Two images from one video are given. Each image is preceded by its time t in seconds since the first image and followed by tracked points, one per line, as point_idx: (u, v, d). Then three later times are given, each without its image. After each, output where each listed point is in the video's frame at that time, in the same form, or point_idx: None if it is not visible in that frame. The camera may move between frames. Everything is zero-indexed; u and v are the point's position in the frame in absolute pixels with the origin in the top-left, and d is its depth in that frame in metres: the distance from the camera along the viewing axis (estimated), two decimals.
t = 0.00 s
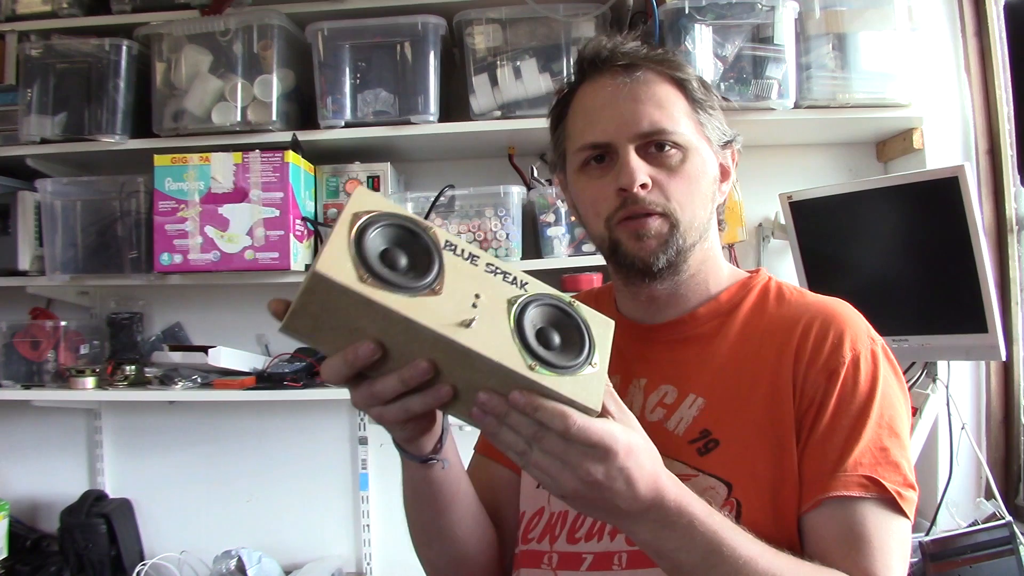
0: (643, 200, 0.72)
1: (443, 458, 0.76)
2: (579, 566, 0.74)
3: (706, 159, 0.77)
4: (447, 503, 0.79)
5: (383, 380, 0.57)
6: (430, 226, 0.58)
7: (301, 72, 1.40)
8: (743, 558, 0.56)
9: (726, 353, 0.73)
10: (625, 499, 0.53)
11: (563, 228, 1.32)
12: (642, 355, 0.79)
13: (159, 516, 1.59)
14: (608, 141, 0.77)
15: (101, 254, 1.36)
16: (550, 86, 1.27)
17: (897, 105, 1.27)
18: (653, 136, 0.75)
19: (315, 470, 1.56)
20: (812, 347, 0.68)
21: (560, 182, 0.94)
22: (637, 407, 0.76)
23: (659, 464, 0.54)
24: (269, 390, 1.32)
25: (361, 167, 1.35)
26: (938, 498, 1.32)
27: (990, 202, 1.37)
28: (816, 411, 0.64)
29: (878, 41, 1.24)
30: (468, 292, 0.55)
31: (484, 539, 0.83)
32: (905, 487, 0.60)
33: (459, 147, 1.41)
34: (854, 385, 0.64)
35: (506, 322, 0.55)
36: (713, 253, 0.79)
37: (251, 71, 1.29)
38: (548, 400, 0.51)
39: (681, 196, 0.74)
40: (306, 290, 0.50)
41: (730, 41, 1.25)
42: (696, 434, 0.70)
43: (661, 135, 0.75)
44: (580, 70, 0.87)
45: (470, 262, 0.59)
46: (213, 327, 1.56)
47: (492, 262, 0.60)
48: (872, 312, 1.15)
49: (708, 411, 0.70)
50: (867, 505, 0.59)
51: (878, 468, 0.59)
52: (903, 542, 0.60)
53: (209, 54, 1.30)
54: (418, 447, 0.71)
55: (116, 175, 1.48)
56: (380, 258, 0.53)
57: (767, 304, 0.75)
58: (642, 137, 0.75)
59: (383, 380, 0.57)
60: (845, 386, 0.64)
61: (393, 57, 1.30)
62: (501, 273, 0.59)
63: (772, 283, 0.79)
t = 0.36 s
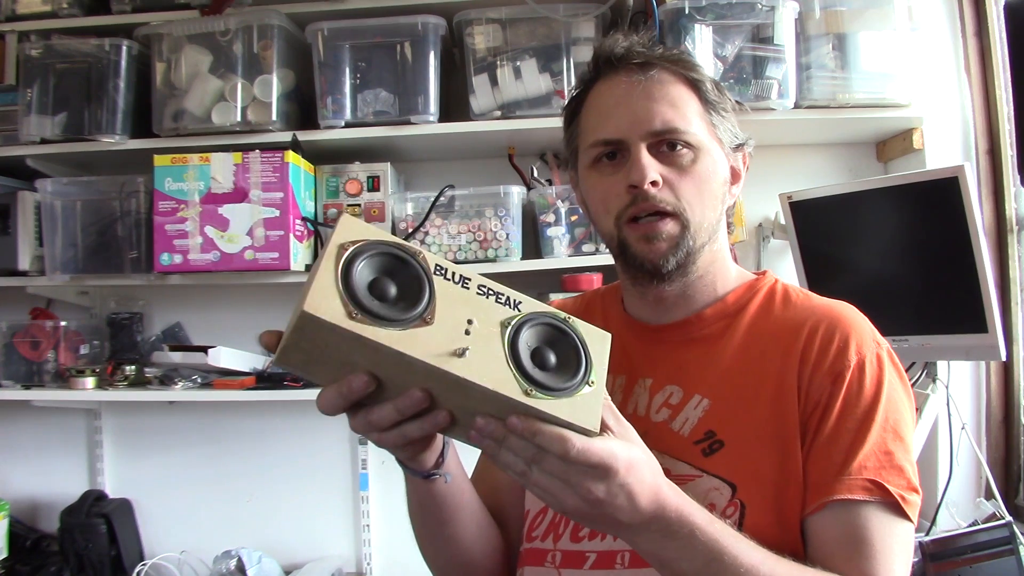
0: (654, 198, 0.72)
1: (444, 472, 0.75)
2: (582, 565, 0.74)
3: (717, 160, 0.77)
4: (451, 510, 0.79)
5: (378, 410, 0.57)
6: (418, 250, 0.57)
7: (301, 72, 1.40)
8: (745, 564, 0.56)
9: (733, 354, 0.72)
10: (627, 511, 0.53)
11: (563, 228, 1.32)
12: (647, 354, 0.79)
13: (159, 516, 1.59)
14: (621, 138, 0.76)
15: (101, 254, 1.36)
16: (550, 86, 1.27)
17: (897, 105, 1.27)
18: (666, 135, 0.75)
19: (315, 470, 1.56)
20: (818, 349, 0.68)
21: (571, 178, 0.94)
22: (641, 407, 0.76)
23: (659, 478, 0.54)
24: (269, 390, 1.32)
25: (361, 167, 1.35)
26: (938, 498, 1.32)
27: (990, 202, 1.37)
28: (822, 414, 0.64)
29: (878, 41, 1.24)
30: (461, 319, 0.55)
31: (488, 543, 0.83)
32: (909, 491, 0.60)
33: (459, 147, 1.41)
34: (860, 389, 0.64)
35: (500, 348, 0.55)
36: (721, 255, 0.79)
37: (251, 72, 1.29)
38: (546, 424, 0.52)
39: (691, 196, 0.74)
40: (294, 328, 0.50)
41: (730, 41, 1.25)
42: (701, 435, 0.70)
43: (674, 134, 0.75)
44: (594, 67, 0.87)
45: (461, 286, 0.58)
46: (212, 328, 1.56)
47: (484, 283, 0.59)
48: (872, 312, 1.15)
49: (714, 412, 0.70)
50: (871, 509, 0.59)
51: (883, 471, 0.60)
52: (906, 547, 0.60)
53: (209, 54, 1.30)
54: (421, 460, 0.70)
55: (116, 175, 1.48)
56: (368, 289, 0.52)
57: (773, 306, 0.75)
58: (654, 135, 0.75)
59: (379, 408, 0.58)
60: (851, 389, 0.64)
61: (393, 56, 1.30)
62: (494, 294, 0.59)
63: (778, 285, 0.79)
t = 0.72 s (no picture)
0: (658, 200, 0.73)
1: (445, 469, 0.75)
2: (583, 562, 0.74)
3: (721, 162, 0.77)
4: (450, 507, 0.79)
5: (379, 404, 0.57)
6: (422, 245, 0.57)
7: (301, 71, 1.40)
8: (746, 562, 0.56)
9: (736, 354, 0.72)
10: (627, 508, 0.53)
11: (563, 228, 1.32)
12: (650, 353, 0.79)
13: (159, 516, 1.59)
14: (625, 139, 0.76)
15: (101, 254, 1.36)
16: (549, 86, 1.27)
17: (897, 105, 1.27)
18: (669, 136, 0.75)
19: (315, 470, 1.56)
20: (821, 349, 0.68)
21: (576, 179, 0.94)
22: (643, 406, 0.76)
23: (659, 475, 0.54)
24: (269, 390, 1.32)
25: (361, 167, 1.35)
26: (938, 498, 1.32)
27: (990, 202, 1.37)
28: (824, 413, 0.64)
29: (877, 41, 1.24)
30: (462, 314, 0.55)
31: (488, 540, 0.83)
32: (911, 491, 0.60)
33: (458, 147, 1.41)
34: (862, 389, 0.64)
35: (501, 343, 0.55)
36: (725, 255, 0.78)
37: (251, 71, 1.29)
38: (546, 419, 0.52)
39: (695, 198, 0.74)
40: (298, 320, 0.50)
41: (730, 41, 1.25)
42: (703, 433, 0.70)
43: (678, 135, 0.75)
44: (599, 69, 0.86)
45: (463, 281, 0.58)
46: (212, 328, 1.56)
47: (486, 279, 0.59)
48: (872, 312, 1.15)
49: (716, 411, 0.70)
50: (873, 508, 0.59)
51: (884, 471, 0.60)
52: (908, 547, 0.60)
53: (209, 54, 1.30)
54: (420, 457, 0.70)
55: (116, 175, 1.48)
56: (371, 283, 0.52)
57: (776, 307, 0.75)
58: (658, 137, 0.75)
59: (379, 403, 0.58)
60: (853, 389, 0.64)
61: (393, 56, 1.30)
62: (496, 290, 0.59)
63: (781, 286, 0.79)
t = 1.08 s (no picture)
0: (639, 205, 0.74)
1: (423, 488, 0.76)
2: (582, 560, 0.74)
3: (719, 171, 0.75)
4: (432, 524, 0.78)
5: (365, 417, 0.58)
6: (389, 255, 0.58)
7: (301, 72, 1.40)
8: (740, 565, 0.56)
9: (737, 353, 0.72)
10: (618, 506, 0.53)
11: (563, 228, 1.32)
12: (650, 351, 0.78)
13: (159, 516, 1.59)
14: (620, 140, 0.77)
15: (101, 254, 1.36)
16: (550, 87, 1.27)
17: (897, 105, 1.27)
18: (658, 143, 0.74)
19: (315, 470, 1.56)
20: (822, 350, 0.68)
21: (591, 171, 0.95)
22: (643, 403, 0.75)
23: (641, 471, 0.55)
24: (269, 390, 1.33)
25: (361, 167, 1.35)
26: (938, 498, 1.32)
27: (989, 202, 1.37)
28: (825, 414, 0.65)
29: (877, 41, 1.24)
30: (441, 314, 0.55)
31: (475, 553, 0.83)
32: (910, 492, 0.61)
33: (459, 147, 1.41)
34: (863, 389, 0.64)
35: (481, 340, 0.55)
36: (721, 260, 0.78)
37: (251, 71, 1.29)
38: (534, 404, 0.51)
39: (680, 207, 0.74)
40: (286, 330, 0.48)
41: (730, 41, 1.25)
42: (703, 432, 0.70)
43: (669, 140, 0.74)
44: (615, 63, 0.86)
45: (432, 286, 0.59)
46: (212, 328, 1.56)
47: (452, 283, 0.60)
48: (873, 312, 1.15)
49: (717, 409, 0.70)
50: (872, 509, 0.60)
51: (884, 472, 0.60)
52: (905, 547, 0.60)
53: (209, 54, 1.30)
54: (398, 476, 0.71)
55: (116, 175, 1.48)
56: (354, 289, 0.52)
57: (777, 307, 0.75)
58: (650, 141, 0.75)
59: (366, 414, 0.58)
60: (854, 390, 0.64)
61: (393, 56, 1.30)
62: (463, 295, 0.60)
63: (782, 286, 0.79)
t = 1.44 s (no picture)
0: (641, 207, 0.74)
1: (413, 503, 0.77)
2: (582, 562, 0.74)
3: (725, 177, 0.75)
4: (428, 541, 0.79)
5: (356, 442, 0.57)
6: (356, 283, 0.62)
7: (301, 72, 1.40)
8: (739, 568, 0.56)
9: (739, 356, 0.72)
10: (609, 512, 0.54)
11: (563, 228, 1.32)
12: (652, 353, 0.78)
13: (159, 516, 1.59)
14: (628, 140, 0.77)
15: (101, 254, 1.36)
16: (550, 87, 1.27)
17: (897, 105, 1.27)
18: (665, 146, 0.74)
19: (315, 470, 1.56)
20: (825, 353, 0.68)
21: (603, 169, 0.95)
22: (644, 405, 0.75)
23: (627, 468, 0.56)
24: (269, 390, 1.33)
25: (361, 167, 1.35)
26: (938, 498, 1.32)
27: (989, 203, 1.37)
28: (826, 417, 0.65)
29: (878, 41, 1.24)
30: (415, 331, 0.58)
31: (473, 561, 0.83)
32: (910, 497, 0.61)
33: (459, 147, 1.41)
34: (864, 393, 0.64)
35: (456, 349, 0.58)
36: (726, 263, 0.78)
37: (251, 72, 1.29)
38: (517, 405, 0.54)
39: (682, 210, 0.74)
40: (276, 369, 0.49)
41: (730, 41, 1.24)
42: (704, 434, 0.70)
43: (675, 144, 0.74)
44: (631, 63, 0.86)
45: (400, 305, 0.63)
46: (212, 328, 1.56)
47: (418, 304, 0.65)
48: (873, 311, 1.14)
49: (718, 412, 0.70)
50: (870, 513, 0.60)
51: (883, 476, 0.60)
52: (903, 553, 0.61)
53: (208, 54, 1.30)
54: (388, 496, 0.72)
55: (116, 175, 1.48)
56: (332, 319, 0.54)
57: (781, 311, 0.75)
58: (657, 144, 0.75)
59: (358, 438, 0.57)
60: (855, 394, 0.64)
61: (393, 56, 1.30)
62: (429, 309, 0.64)
63: (786, 289, 0.79)
